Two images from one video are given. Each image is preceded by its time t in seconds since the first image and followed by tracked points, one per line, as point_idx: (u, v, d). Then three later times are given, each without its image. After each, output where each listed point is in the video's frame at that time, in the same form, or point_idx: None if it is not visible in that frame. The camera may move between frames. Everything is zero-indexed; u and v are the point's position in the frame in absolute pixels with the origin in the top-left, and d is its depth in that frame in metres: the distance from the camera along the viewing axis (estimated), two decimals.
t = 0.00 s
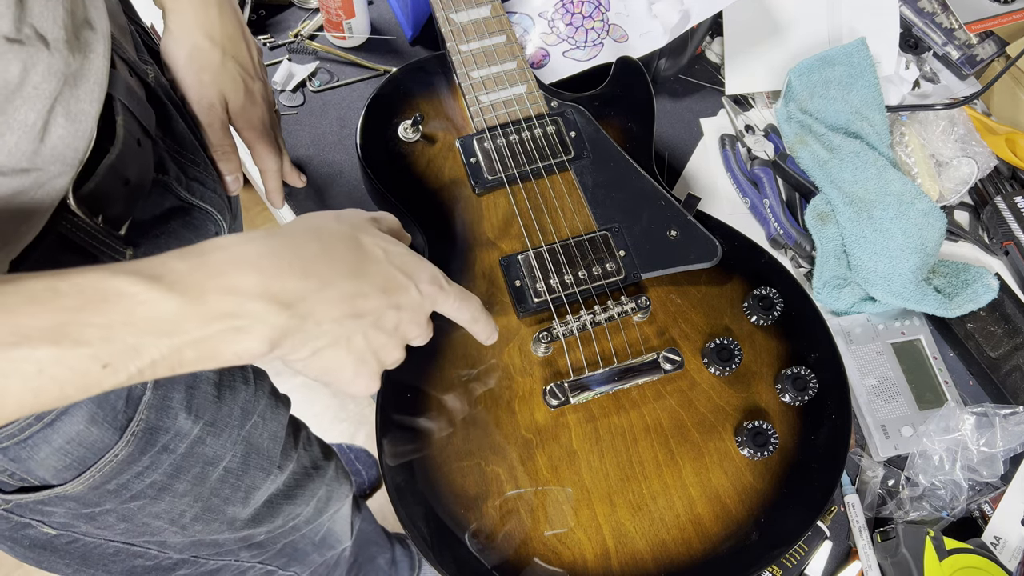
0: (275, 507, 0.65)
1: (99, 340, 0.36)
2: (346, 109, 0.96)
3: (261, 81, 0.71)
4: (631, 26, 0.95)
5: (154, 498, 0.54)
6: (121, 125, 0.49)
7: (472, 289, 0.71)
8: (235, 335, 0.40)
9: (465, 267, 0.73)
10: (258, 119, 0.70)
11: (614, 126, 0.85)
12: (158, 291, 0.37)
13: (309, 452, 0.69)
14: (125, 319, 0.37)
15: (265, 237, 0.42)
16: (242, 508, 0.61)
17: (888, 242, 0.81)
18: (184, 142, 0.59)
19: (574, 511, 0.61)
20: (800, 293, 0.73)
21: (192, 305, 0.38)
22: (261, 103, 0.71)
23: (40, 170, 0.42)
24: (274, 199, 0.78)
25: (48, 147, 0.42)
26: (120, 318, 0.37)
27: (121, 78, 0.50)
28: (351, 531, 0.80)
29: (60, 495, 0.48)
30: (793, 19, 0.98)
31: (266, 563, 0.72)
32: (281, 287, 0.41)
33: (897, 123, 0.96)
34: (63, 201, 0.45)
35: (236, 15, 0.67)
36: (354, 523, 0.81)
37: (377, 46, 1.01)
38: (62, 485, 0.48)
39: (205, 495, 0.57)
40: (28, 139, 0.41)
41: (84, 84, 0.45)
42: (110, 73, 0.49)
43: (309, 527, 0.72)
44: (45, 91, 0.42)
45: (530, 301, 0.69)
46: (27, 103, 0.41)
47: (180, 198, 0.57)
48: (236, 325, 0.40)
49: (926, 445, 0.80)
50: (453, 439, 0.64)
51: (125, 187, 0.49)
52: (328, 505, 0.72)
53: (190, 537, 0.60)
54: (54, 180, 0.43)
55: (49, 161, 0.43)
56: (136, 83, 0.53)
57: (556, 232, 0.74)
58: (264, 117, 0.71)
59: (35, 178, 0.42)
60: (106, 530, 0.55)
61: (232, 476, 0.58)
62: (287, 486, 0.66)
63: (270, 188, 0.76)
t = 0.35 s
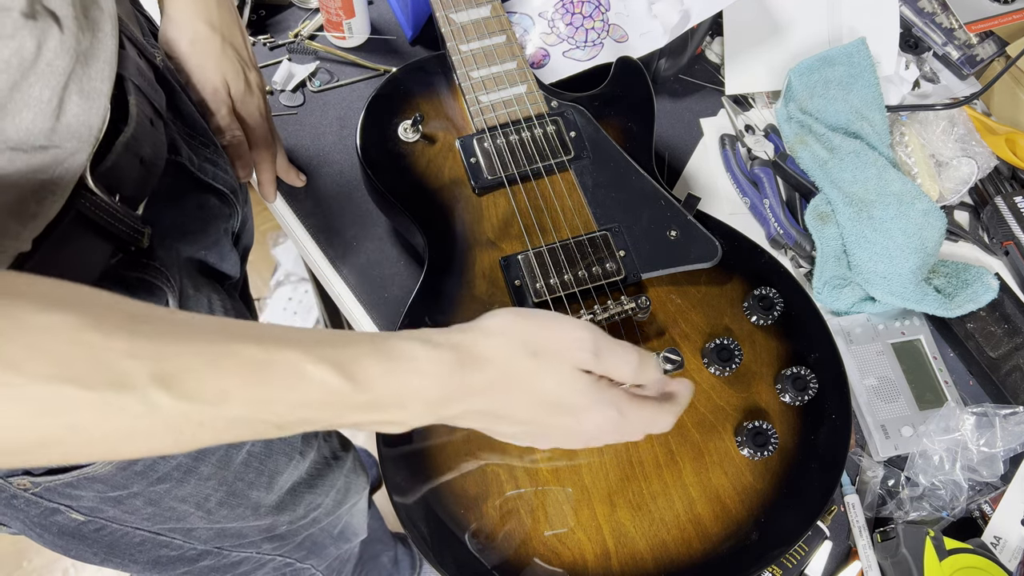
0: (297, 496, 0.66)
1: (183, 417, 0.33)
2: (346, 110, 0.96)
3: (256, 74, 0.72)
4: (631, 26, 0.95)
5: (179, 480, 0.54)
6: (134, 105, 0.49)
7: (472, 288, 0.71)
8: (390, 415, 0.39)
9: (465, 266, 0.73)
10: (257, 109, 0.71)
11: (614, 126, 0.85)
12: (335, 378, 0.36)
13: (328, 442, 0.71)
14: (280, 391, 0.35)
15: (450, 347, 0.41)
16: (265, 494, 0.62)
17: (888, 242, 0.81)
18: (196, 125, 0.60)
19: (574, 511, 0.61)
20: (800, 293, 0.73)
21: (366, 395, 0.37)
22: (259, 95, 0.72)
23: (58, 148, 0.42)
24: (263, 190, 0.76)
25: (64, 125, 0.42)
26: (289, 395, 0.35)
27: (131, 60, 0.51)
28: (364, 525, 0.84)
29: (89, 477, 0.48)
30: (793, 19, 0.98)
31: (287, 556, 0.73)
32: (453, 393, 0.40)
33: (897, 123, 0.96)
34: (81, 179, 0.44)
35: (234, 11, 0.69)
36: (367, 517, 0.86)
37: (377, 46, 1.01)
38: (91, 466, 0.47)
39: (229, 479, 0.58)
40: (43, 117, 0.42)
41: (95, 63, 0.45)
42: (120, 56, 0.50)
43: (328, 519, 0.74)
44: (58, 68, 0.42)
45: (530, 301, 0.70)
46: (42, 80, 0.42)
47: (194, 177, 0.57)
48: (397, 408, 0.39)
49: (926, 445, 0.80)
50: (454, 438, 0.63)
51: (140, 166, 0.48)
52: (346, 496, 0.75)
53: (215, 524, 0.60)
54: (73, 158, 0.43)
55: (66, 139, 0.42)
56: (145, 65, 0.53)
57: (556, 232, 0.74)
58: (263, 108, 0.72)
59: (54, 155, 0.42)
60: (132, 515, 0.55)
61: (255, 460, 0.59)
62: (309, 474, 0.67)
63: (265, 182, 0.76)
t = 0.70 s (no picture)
0: (305, 490, 0.66)
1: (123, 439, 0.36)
2: (346, 110, 0.96)
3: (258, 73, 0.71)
4: (631, 25, 0.95)
5: (186, 474, 0.54)
6: (136, 100, 0.49)
7: (472, 288, 0.71)
8: (262, 433, 0.39)
9: (465, 266, 0.73)
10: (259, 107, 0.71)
11: (614, 126, 0.85)
12: (186, 403, 0.35)
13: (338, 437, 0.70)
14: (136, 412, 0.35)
15: (324, 352, 0.40)
16: (273, 488, 0.62)
17: (888, 242, 0.81)
18: (196, 122, 0.59)
19: (574, 511, 0.61)
20: (800, 293, 0.73)
21: (228, 416, 0.37)
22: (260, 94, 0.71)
23: (61, 143, 0.42)
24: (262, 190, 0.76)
25: (67, 120, 0.43)
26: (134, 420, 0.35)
27: (133, 57, 0.51)
28: (372, 521, 0.85)
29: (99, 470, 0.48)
30: (793, 19, 0.98)
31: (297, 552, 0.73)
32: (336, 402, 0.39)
33: (897, 123, 0.96)
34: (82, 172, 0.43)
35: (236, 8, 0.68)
36: (375, 515, 0.86)
37: (377, 46, 1.01)
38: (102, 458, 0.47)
39: (237, 474, 0.58)
40: (47, 112, 0.42)
41: (98, 59, 0.45)
42: (122, 51, 0.50)
43: (337, 512, 0.74)
44: (62, 64, 0.42)
45: (530, 301, 0.70)
46: (46, 76, 0.41)
47: (193, 175, 0.56)
48: (269, 425, 0.39)
49: (926, 445, 0.80)
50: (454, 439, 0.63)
51: (142, 163, 0.48)
52: (355, 489, 0.75)
53: (223, 518, 0.60)
54: (75, 153, 0.43)
55: (69, 134, 0.43)
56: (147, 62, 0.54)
57: (556, 232, 0.74)
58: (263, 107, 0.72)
59: (57, 150, 0.42)
60: (141, 510, 0.55)
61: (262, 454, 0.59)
62: (319, 469, 0.67)
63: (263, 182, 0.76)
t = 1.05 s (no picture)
0: (296, 495, 0.67)
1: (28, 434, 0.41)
2: (346, 109, 0.96)
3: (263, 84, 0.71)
4: (631, 25, 0.95)
5: (171, 483, 0.55)
6: (129, 110, 0.49)
7: (472, 288, 0.71)
8: (155, 403, 0.44)
9: (464, 266, 0.73)
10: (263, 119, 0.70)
11: (614, 126, 0.85)
12: (80, 385, 0.41)
13: (340, 440, 0.71)
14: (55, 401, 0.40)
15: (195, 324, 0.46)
16: (262, 494, 0.63)
17: (888, 242, 0.81)
18: (190, 131, 0.60)
19: (574, 511, 0.61)
20: (800, 292, 0.73)
21: (120, 391, 0.42)
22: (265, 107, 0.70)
23: (51, 155, 0.43)
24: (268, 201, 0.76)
25: (57, 132, 0.43)
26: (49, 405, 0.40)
27: (129, 67, 0.51)
28: (372, 524, 0.86)
29: (75, 479, 0.50)
30: (793, 19, 0.98)
31: (293, 550, 0.74)
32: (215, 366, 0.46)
33: (898, 122, 0.96)
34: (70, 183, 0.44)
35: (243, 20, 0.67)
36: (375, 517, 0.87)
37: (376, 46, 1.01)
38: (77, 470, 0.49)
39: (223, 482, 0.59)
40: (37, 125, 0.42)
41: (93, 71, 0.45)
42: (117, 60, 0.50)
43: (332, 512, 0.75)
44: (55, 78, 0.42)
45: (530, 301, 0.70)
46: (38, 89, 0.42)
47: (185, 184, 0.57)
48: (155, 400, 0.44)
49: (926, 445, 0.80)
50: (453, 440, 0.64)
51: (133, 172, 0.48)
52: (353, 488, 0.75)
53: (209, 522, 0.61)
54: (65, 164, 0.44)
55: (58, 146, 0.43)
56: (142, 72, 0.54)
57: (556, 232, 0.74)
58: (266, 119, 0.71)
59: (46, 162, 0.43)
60: (123, 515, 0.56)
61: (251, 462, 0.60)
62: (314, 473, 0.68)
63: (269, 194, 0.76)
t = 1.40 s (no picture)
0: (287, 502, 0.68)
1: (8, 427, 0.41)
2: (346, 110, 0.96)
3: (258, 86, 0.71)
4: (631, 26, 0.95)
5: (171, 491, 0.56)
6: (136, 117, 0.50)
7: (472, 288, 0.71)
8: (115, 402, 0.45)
9: (465, 266, 0.73)
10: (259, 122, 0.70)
11: (614, 126, 0.85)
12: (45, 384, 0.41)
13: (323, 447, 0.72)
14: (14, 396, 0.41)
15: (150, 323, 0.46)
16: (256, 502, 0.64)
17: (888, 242, 0.81)
18: (195, 135, 0.60)
19: (574, 511, 0.61)
20: (800, 292, 0.73)
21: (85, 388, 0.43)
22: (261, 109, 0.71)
23: (60, 161, 0.43)
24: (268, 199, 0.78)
25: (66, 138, 0.43)
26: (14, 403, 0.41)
27: (132, 71, 0.51)
28: (357, 528, 0.84)
29: (80, 490, 0.50)
30: (793, 19, 0.98)
31: (279, 558, 0.74)
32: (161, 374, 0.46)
33: (898, 122, 0.96)
34: (80, 192, 0.45)
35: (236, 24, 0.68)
36: (359, 521, 0.85)
37: (377, 46, 1.01)
38: (81, 481, 0.49)
39: (220, 489, 0.59)
40: (45, 132, 0.42)
41: (98, 77, 0.45)
42: (123, 67, 0.50)
43: (316, 520, 0.75)
44: (62, 84, 0.42)
45: (530, 301, 0.70)
46: (45, 96, 0.42)
47: (190, 189, 0.57)
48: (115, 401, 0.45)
49: (926, 445, 0.80)
50: (454, 439, 0.64)
51: (141, 179, 0.49)
52: (337, 496, 0.76)
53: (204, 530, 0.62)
54: (74, 172, 0.44)
55: (67, 153, 0.43)
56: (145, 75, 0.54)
57: (556, 232, 0.74)
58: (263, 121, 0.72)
59: (55, 168, 0.43)
60: (122, 522, 0.56)
61: (247, 470, 0.61)
62: (302, 480, 0.69)
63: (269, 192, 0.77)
